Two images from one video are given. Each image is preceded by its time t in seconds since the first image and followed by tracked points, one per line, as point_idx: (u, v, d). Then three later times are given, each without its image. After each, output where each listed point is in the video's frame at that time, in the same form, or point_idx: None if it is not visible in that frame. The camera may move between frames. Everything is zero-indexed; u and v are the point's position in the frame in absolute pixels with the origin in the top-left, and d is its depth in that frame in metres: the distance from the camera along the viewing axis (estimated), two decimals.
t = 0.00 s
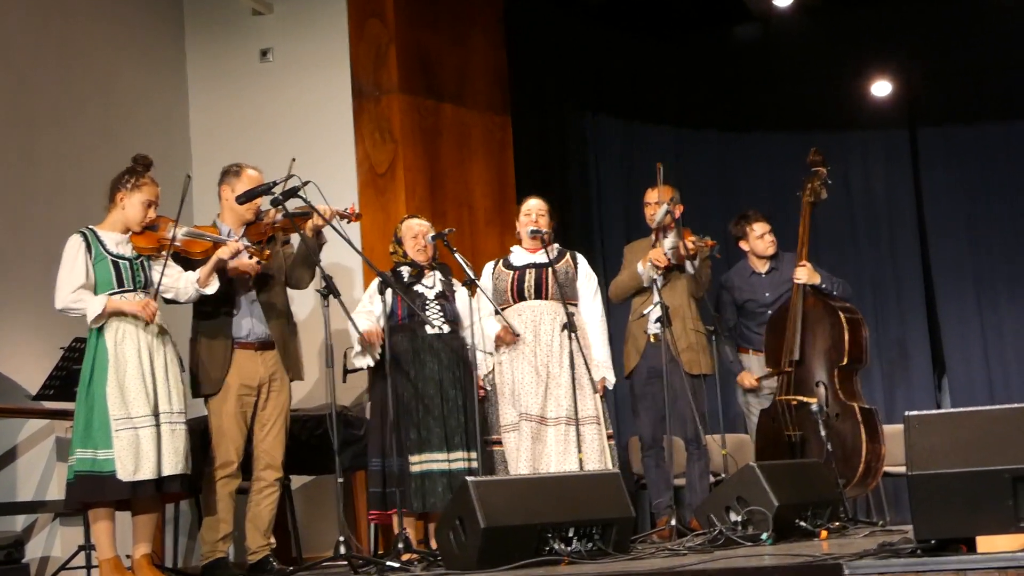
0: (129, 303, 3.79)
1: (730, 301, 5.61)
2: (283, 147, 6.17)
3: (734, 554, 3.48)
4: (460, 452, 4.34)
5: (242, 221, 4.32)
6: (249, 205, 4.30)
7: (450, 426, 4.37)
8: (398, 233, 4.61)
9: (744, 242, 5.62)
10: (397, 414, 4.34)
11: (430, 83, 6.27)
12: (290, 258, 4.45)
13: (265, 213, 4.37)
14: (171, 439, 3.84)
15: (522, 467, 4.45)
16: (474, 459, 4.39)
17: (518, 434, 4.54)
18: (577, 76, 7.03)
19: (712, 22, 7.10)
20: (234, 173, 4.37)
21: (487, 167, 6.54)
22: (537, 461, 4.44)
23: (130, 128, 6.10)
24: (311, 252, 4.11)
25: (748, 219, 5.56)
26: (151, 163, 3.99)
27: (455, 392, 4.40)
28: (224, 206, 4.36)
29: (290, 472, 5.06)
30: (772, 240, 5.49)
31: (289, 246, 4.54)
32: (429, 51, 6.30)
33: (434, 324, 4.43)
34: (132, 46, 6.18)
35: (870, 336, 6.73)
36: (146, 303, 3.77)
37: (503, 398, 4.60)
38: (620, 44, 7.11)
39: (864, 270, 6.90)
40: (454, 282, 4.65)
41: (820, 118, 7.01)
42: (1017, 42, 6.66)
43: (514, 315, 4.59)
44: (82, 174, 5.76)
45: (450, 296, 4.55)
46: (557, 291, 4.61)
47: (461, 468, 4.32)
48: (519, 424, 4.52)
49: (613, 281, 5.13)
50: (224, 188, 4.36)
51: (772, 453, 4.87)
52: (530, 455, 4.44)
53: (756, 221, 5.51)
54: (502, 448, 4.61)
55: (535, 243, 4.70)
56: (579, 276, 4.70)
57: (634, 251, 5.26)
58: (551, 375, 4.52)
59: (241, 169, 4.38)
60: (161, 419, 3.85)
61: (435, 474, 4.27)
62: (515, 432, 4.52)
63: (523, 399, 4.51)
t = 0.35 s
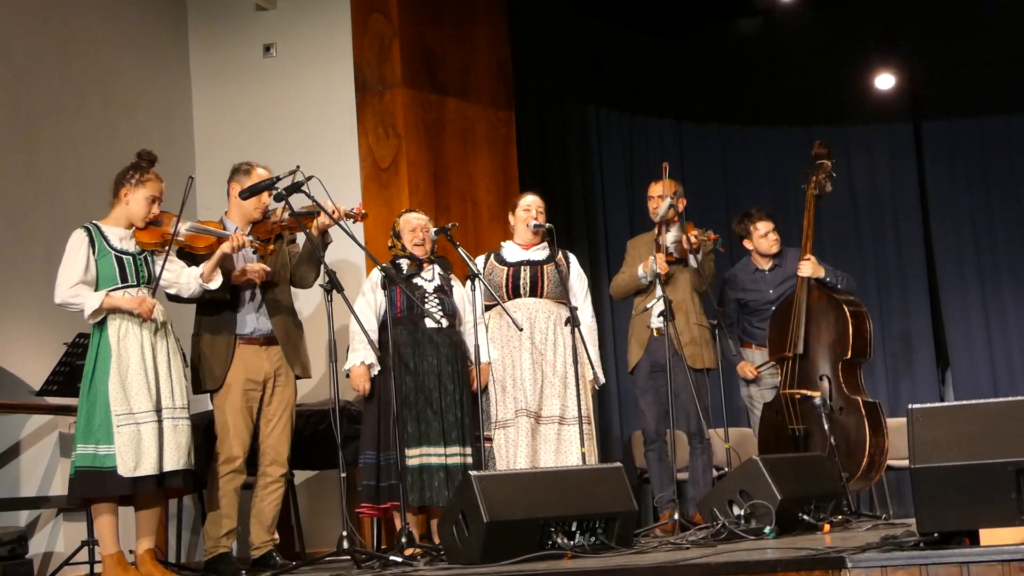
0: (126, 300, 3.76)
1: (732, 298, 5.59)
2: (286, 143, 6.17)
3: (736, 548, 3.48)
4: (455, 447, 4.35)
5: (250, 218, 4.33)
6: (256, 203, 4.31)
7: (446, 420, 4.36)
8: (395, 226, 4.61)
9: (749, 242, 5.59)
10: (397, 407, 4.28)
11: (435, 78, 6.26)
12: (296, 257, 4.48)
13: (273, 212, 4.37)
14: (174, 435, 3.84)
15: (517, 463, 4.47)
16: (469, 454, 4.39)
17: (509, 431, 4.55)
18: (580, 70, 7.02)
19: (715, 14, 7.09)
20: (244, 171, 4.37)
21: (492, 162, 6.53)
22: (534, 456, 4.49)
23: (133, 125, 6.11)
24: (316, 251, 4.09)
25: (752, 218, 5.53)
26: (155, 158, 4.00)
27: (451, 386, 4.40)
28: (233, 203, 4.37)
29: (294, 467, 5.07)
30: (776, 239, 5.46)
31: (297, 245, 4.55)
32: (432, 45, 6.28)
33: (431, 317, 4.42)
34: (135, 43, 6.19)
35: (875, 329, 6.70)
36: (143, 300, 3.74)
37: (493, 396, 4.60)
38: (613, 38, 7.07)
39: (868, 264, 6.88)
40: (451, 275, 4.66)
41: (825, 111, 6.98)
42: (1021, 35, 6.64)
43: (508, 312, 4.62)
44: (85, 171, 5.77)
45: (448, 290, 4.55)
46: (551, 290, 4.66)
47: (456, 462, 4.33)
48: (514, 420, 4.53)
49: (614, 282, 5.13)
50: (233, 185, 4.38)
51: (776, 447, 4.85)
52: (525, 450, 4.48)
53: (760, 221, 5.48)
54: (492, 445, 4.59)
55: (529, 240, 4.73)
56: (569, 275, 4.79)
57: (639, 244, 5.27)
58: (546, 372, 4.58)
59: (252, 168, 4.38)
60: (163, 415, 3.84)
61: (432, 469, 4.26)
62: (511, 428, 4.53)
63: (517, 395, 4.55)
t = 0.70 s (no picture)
0: (130, 288, 3.76)
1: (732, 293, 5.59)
2: (285, 139, 6.16)
3: (734, 545, 3.48)
4: (451, 442, 4.34)
5: (250, 213, 4.33)
6: (257, 197, 4.32)
7: (442, 416, 4.36)
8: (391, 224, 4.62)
9: (749, 233, 5.58)
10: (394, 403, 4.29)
11: (433, 75, 6.26)
12: (296, 253, 4.47)
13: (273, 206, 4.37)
14: (174, 432, 3.84)
15: (510, 459, 4.48)
16: (465, 451, 4.38)
17: (505, 428, 4.54)
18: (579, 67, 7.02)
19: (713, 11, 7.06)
20: (245, 165, 4.38)
21: (491, 159, 6.53)
22: (523, 454, 4.50)
23: (131, 122, 6.11)
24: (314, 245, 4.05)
25: (750, 209, 5.54)
26: (154, 155, 3.98)
27: (447, 382, 4.39)
28: (233, 198, 4.36)
29: (292, 463, 5.07)
30: (774, 229, 5.46)
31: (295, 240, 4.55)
32: (431, 42, 6.28)
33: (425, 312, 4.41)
34: (133, 39, 6.18)
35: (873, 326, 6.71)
36: (148, 288, 3.76)
37: (488, 394, 4.61)
38: (620, 38, 7.08)
39: (867, 261, 6.88)
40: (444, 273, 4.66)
41: (824, 108, 6.98)
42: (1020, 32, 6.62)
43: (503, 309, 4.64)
44: (84, 167, 5.77)
45: (441, 287, 4.54)
46: (546, 287, 4.66)
47: (452, 459, 4.32)
48: (507, 418, 4.54)
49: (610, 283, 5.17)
50: (233, 179, 4.38)
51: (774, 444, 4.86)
52: (518, 447, 4.48)
53: (759, 210, 5.48)
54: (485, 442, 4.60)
55: (525, 237, 4.73)
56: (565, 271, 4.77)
57: (637, 242, 5.29)
58: (541, 368, 4.58)
59: (252, 163, 4.38)
60: (163, 411, 3.84)
61: (428, 464, 4.24)
62: (503, 426, 4.53)
63: (512, 392, 4.54)
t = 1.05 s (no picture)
0: (146, 269, 3.81)
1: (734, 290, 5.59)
2: (284, 136, 6.16)
3: (734, 541, 3.48)
4: (442, 442, 4.34)
5: (246, 211, 4.31)
6: (252, 195, 4.29)
7: (435, 415, 4.36)
8: (388, 222, 4.58)
9: (750, 231, 5.60)
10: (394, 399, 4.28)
11: (433, 71, 6.26)
12: (293, 250, 4.50)
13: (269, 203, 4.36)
14: (173, 428, 3.83)
15: (515, 456, 4.46)
16: (458, 449, 4.38)
17: (509, 425, 4.53)
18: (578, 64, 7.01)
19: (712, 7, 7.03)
20: (239, 163, 4.36)
21: (490, 156, 6.52)
22: (531, 449, 4.48)
23: (130, 118, 6.10)
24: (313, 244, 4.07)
25: (752, 209, 5.54)
26: (155, 151, 3.96)
27: (438, 382, 4.39)
28: (228, 195, 4.34)
29: (291, 460, 5.07)
30: (776, 230, 5.46)
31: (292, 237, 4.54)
32: (430, 38, 6.28)
33: (421, 310, 4.42)
34: (131, 35, 6.17)
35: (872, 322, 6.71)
36: (162, 264, 3.81)
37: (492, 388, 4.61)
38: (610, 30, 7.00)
39: (866, 258, 6.88)
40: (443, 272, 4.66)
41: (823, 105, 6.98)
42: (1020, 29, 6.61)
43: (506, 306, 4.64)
44: (83, 164, 5.77)
45: (438, 286, 4.55)
46: (549, 284, 4.66)
47: (442, 455, 4.32)
48: (512, 414, 4.53)
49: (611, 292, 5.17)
50: (226, 178, 4.36)
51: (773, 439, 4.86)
52: (524, 443, 4.47)
53: (761, 211, 5.48)
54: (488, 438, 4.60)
55: (528, 234, 4.74)
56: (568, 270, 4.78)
57: (637, 238, 5.29)
58: (545, 365, 4.58)
59: (245, 160, 4.36)
60: (163, 407, 3.83)
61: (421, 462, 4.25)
62: (508, 422, 4.52)
63: (516, 388, 4.54)
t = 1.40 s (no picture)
0: (151, 270, 3.82)
1: (734, 285, 5.60)
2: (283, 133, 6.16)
3: (733, 539, 3.48)
4: (447, 439, 4.32)
5: (240, 206, 4.30)
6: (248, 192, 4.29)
7: (439, 412, 4.34)
8: (394, 217, 4.61)
9: (749, 225, 5.60)
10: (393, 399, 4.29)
11: (432, 69, 6.25)
12: (289, 246, 4.53)
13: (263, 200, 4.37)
14: (173, 426, 3.83)
15: (529, 452, 4.43)
16: (460, 446, 4.36)
17: (524, 420, 4.50)
18: (577, 61, 7.01)
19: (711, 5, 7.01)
20: (233, 159, 4.35)
21: (489, 153, 6.51)
22: (544, 446, 4.44)
23: (130, 115, 6.10)
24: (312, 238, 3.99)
25: (751, 201, 5.57)
26: (157, 150, 3.99)
27: (444, 378, 4.37)
28: (221, 191, 4.34)
29: (290, 457, 5.07)
30: (773, 222, 5.47)
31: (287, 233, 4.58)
32: (429, 36, 6.27)
33: (425, 308, 4.40)
34: (130, 33, 6.16)
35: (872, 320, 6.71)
36: (169, 265, 3.83)
37: (504, 385, 4.60)
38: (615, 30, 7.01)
39: (865, 256, 6.88)
40: (448, 266, 4.66)
41: (822, 103, 6.98)
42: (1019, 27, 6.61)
43: (517, 302, 4.61)
44: (83, 161, 5.76)
45: (444, 282, 4.52)
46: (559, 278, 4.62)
47: (446, 455, 4.30)
48: (525, 410, 4.50)
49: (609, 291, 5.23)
50: (221, 174, 4.34)
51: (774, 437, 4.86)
52: (537, 439, 4.44)
53: (759, 202, 5.52)
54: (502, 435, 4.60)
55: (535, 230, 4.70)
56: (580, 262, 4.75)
57: (638, 234, 5.29)
58: (555, 362, 4.53)
59: (239, 156, 4.35)
60: (163, 406, 3.83)
61: (427, 460, 4.25)
62: (521, 418, 4.49)
63: (529, 385, 4.51)
